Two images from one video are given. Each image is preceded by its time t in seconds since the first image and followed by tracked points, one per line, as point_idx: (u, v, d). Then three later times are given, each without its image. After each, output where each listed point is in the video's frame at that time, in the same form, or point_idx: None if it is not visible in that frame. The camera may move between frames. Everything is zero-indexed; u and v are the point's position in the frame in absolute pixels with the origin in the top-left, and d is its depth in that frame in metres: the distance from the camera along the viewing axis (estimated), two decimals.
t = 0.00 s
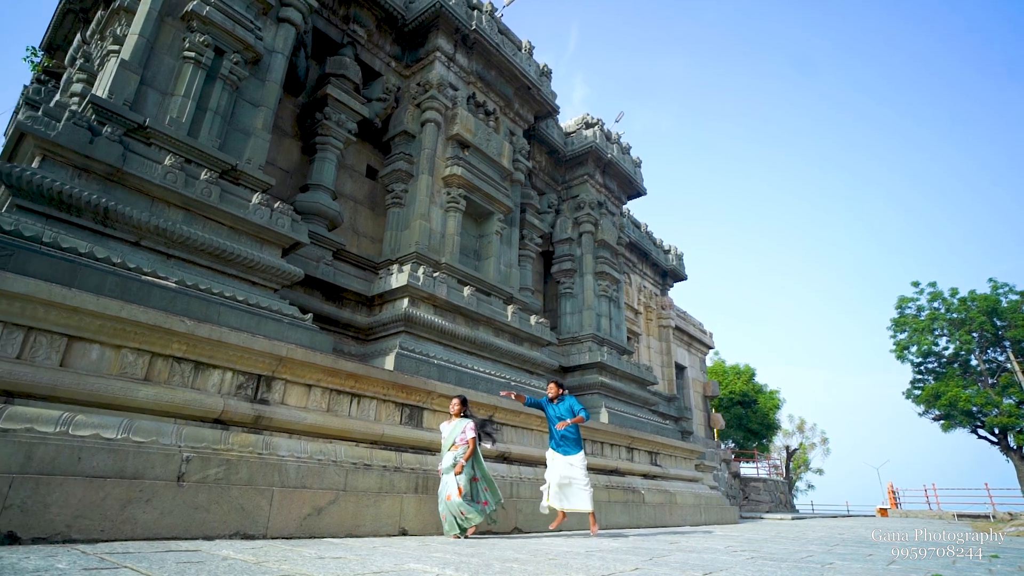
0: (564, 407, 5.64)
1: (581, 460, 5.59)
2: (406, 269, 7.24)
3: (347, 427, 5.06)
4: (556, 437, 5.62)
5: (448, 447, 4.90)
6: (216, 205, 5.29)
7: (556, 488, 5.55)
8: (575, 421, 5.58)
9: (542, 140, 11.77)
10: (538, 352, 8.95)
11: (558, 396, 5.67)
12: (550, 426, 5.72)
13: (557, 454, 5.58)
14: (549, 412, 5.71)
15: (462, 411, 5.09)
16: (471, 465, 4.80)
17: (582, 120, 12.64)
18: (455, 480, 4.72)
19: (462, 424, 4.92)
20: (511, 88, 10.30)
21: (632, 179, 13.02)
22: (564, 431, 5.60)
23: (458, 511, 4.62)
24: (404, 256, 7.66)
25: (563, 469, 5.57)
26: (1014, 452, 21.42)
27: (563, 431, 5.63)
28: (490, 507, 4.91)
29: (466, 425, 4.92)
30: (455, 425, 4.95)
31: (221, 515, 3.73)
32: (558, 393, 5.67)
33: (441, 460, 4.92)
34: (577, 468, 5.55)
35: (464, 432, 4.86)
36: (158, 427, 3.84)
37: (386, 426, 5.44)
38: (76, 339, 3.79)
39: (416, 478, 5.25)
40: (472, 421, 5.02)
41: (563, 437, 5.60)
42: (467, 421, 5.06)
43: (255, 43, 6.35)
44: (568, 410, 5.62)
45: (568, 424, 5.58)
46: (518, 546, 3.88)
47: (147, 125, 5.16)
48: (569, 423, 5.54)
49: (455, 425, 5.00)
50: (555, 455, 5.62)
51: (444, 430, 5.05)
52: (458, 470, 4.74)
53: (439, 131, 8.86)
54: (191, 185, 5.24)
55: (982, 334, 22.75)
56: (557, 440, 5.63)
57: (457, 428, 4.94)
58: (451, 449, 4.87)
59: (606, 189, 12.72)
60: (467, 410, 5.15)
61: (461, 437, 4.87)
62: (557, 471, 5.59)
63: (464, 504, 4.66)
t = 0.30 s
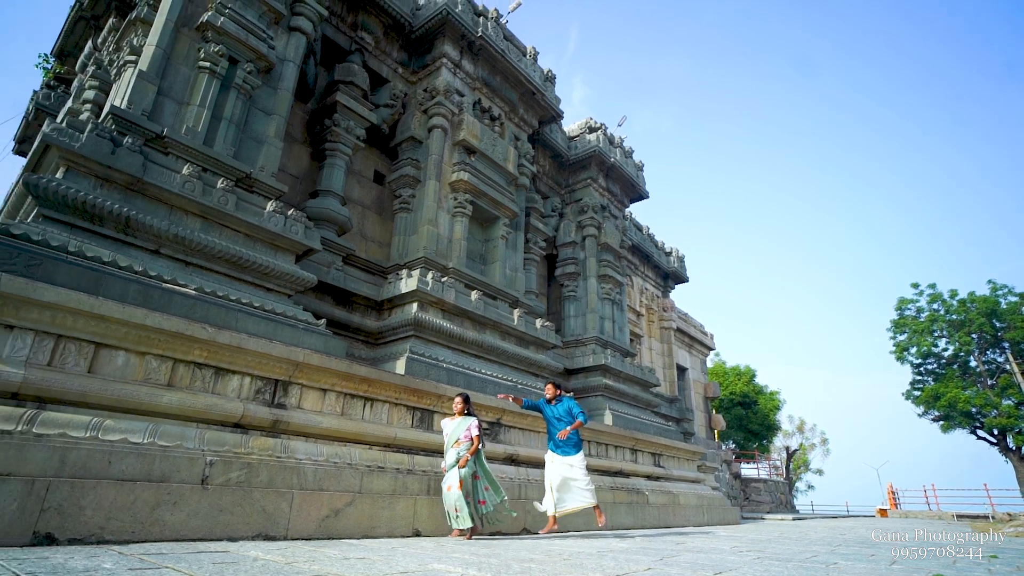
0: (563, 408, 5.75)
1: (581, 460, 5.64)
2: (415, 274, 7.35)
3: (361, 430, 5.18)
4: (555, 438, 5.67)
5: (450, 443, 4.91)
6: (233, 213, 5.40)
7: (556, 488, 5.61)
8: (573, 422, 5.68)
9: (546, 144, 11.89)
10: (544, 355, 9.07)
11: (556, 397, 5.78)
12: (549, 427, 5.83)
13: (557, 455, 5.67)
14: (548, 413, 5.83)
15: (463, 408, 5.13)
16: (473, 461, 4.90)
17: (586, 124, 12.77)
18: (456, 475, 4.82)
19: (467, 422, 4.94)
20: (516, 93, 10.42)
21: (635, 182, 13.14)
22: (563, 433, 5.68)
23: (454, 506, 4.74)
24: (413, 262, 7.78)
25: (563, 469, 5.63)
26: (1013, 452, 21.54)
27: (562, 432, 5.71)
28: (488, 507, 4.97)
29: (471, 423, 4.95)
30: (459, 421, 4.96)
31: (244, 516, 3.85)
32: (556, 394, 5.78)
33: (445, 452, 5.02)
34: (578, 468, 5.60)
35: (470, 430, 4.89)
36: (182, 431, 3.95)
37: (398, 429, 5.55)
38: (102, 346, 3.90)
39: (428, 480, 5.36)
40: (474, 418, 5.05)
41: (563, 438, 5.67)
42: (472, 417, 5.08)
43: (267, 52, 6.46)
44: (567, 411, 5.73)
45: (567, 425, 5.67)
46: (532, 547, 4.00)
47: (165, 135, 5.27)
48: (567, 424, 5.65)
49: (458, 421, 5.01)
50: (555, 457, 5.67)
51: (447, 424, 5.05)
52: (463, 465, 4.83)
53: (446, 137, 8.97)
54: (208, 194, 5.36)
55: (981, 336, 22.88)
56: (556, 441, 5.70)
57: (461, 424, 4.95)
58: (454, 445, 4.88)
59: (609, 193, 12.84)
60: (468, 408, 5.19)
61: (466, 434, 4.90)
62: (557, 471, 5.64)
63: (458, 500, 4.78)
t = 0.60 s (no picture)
0: (561, 414, 5.79)
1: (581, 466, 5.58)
2: (424, 279, 7.46)
3: (374, 434, 5.29)
4: (552, 445, 5.67)
5: (450, 439, 5.02)
6: (249, 221, 5.52)
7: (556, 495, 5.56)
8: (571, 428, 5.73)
9: (550, 148, 12.01)
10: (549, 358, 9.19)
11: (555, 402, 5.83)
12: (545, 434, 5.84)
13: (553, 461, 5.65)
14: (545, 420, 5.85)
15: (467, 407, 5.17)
16: (474, 459, 4.97)
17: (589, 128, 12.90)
18: (456, 472, 4.89)
19: (469, 419, 5.06)
20: (521, 99, 10.54)
21: (638, 186, 13.27)
22: (561, 439, 5.70)
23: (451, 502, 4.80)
24: (421, 267, 7.90)
25: (563, 474, 5.60)
26: (1013, 455, 21.49)
27: (559, 438, 5.72)
28: (485, 507, 4.96)
29: (472, 421, 5.06)
30: (461, 419, 5.09)
31: (266, 518, 3.97)
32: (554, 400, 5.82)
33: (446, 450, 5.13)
34: (578, 475, 5.55)
35: (471, 427, 5.02)
36: (205, 435, 4.07)
37: (411, 432, 5.66)
38: (128, 352, 4.01)
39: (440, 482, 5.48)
40: (477, 416, 5.16)
41: (562, 444, 5.67)
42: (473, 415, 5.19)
43: (280, 61, 6.57)
44: (565, 417, 5.76)
45: (564, 431, 5.71)
46: (545, 547, 4.12)
47: (183, 144, 5.39)
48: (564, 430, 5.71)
49: (460, 419, 5.13)
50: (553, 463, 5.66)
51: (450, 422, 5.17)
52: (463, 462, 4.90)
53: (452, 143, 9.08)
54: (225, 202, 5.47)
55: (981, 337, 23.00)
56: (552, 448, 5.70)
57: (462, 422, 5.08)
58: (454, 441, 5.00)
59: (613, 197, 12.96)
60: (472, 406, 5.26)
61: (467, 431, 5.02)
62: (558, 478, 5.60)
63: (455, 497, 4.83)
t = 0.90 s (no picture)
0: (560, 424, 5.82)
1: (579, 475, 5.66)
2: (433, 284, 7.59)
3: (387, 436, 5.40)
4: (553, 454, 5.71)
5: (451, 442, 5.04)
6: (264, 228, 5.64)
7: (555, 503, 5.58)
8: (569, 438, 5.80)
9: (554, 152, 12.13)
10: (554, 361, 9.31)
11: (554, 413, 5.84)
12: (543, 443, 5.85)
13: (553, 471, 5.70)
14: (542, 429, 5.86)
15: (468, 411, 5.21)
16: (474, 462, 4.98)
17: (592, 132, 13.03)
18: (457, 475, 4.90)
19: (470, 423, 5.06)
20: (526, 104, 10.66)
21: (640, 189, 13.40)
22: (560, 448, 5.75)
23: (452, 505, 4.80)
24: (429, 271, 8.02)
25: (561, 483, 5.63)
26: (1012, 454, 21.75)
27: (558, 448, 5.76)
28: (484, 508, 4.97)
29: (473, 424, 5.05)
30: (462, 422, 5.09)
31: (286, 519, 4.10)
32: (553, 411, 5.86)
33: (446, 452, 5.14)
34: (576, 483, 5.64)
35: (472, 431, 5.00)
36: (225, 439, 4.18)
37: (422, 435, 5.78)
38: (152, 358, 4.14)
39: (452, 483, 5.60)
40: (479, 420, 5.15)
41: (561, 454, 5.72)
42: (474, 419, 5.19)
43: (292, 70, 6.69)
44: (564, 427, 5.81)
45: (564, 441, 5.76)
46: (557, 548, 4.25)
47: (199, 153, 5.51)
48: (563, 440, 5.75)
49: (462, 422, 5.13)
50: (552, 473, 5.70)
51: (452, 425, 5.18)
52: (463, 465, 4.91)
53: (459, 148, 9.20)
54: (241, 210, 5.60)
55: (980, 338, 23.14)
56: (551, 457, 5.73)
57: (464, 425, 5.08)
58: (455, 445, 5.01)
59: (616, 200, 13.09)
60: (473, 408, 5.29)
61: (467, 435, 5.01)
62: (556, 488, 5.65)
63: (456, 499, 4.84)
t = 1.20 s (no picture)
0: (559, 425, 5.91)
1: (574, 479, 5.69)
2: (441, 288, 7.71)
3: (400, 439, 5.52)
4: (552, 455, 5.80)
5: (450, 449, 5.09)
6: (278, 235, 5.75)
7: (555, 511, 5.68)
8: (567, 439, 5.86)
9: (558, 156, 12.26)
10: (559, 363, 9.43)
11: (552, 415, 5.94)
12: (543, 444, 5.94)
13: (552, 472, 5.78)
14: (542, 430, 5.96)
15: (468, 415, 5.29)
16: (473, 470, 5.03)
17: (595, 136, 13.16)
18: (457, 483, 4.91)
19: (469, 429, 5.11)
20: (531, 109, 10.78)
21: (642, 193, 13.53)
22: (559, 449, 5.82)
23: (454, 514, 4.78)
24: (437, 276, 8.15)
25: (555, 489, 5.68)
26: (1010, 454, 21.93)
27: (557, 449, 5.83)
28: (483, 513, 5.02)
29: (472, 431, 5.10)
30: (463, 429, 5.14)
31: (305, 520, 4.22)
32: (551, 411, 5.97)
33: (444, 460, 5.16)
34: (570, 489, 5.63)
35: (471, 438, 5.05)
36: (246, 442, 4.30)
37: (433, 438, 5.90)
38: (175, 364, 4.25)
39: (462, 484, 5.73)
40: (478, 427, 5.21)
41: (560, 455, 5.79)
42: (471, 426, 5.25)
43: (304, 79, 6.81)
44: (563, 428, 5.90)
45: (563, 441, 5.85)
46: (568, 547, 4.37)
47: (216, 162, 5.63)
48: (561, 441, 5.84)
49: (461, 430, 5.18)
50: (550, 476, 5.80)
51: (451, 433, 5.24)
52: (463, 473, 4.95)
53: (465, 153, 9.32)
54: (256, 217, 5.71)
55: (979, 340, 23.29)
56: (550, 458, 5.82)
57: (462, 432, 5.12)
58: (454, 452, 5.04)
59: (618, 204, 13.22)
60: (473, 414, 5.39)
61: (467, 442, 5.06)
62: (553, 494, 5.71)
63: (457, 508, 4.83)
